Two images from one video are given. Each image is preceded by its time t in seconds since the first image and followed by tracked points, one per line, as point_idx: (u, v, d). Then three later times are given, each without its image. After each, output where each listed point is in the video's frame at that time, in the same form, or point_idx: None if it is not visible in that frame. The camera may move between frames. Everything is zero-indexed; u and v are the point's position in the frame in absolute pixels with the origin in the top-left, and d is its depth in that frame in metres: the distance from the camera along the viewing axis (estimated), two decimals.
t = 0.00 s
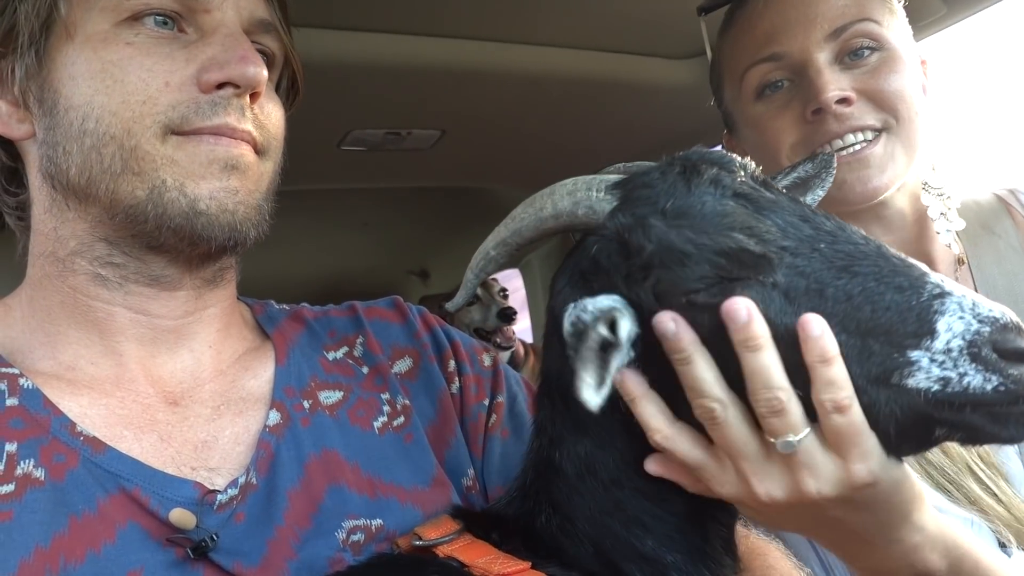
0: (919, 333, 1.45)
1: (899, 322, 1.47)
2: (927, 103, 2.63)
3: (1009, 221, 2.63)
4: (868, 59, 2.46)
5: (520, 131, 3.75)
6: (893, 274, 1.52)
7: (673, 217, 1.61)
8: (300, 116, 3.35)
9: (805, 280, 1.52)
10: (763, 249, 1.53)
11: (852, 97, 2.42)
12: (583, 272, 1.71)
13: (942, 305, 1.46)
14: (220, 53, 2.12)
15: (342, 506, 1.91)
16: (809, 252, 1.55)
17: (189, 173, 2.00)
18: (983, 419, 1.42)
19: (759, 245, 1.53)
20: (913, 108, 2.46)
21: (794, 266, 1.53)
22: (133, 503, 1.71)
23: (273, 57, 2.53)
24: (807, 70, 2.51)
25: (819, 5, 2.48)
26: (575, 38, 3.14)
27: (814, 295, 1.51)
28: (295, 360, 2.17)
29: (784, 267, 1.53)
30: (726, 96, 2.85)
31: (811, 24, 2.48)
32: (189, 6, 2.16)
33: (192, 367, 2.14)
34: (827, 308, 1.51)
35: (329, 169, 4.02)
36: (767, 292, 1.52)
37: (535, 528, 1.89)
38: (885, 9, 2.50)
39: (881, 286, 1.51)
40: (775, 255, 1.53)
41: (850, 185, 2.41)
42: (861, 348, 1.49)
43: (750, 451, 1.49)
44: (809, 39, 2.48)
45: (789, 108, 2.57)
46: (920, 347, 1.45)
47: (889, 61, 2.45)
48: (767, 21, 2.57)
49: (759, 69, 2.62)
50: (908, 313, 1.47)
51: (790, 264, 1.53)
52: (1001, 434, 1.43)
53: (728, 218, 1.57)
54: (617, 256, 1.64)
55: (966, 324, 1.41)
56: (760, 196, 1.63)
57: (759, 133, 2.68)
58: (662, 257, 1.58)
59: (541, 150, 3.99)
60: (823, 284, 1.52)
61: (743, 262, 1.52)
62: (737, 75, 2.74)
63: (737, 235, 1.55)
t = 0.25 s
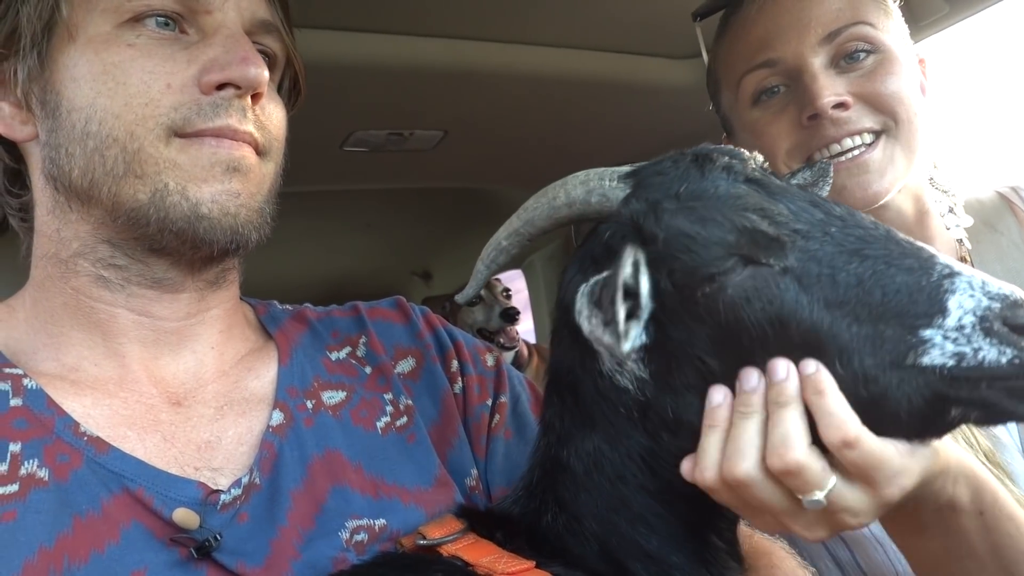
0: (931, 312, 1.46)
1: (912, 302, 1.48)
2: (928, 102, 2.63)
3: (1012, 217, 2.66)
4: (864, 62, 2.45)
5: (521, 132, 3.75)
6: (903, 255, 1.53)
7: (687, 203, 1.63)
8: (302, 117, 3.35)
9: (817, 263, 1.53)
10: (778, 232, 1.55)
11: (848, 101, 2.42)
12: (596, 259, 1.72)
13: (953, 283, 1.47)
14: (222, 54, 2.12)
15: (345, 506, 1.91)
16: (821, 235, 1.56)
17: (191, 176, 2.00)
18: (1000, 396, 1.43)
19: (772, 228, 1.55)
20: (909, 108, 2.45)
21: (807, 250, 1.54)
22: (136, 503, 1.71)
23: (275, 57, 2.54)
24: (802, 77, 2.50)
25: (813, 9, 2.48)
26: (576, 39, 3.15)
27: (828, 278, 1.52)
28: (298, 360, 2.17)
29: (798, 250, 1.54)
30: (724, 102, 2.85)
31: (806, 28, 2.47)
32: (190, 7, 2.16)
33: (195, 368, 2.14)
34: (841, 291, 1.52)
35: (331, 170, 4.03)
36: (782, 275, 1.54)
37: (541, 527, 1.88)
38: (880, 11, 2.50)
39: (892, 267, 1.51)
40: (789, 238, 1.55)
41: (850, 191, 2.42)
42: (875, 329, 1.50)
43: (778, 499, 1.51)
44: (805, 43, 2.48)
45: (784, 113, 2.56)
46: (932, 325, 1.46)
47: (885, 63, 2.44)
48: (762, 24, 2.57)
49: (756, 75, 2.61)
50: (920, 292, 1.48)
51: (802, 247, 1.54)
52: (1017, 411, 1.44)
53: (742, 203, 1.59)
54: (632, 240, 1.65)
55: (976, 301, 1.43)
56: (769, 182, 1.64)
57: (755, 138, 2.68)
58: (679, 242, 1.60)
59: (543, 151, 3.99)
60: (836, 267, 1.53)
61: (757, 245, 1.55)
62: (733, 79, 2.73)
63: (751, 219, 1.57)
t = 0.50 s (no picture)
0: (907, 279, 1.46)
1: (887, 271, 1.48)
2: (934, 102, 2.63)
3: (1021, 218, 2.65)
4: (872, 62, 2.45)
5: (524, 135, 3.76)
6: (875, 228, 1.55)
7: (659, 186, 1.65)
8: (306, 122, 3.36)
9: (794, 240, 1.56)
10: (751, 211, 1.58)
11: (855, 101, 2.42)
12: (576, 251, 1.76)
13: (929, 250, 1.47)
14: (219, 57, 2.13)
15: (349, 508, 1.91)
16: (796, 214, 1.59)
17: (191, 181, 2.01)
18: (985, 357, 1.39)
19: (745, 207, 1.58)
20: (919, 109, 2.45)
21: (780, 228, 1.57)
22: (140, 504, 1.71)
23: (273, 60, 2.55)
24: (810, 77, 2.50)
25: (821, 10, 2.48)
26: (577, 43, 3.15)
27: (803, 255, 1.55)
28: (301, 362, 2.17)
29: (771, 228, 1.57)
30: (732, 102, 2.86)
31: (813, 29, 2.48)
32: (188, 11, 2.17)
33: (198, 370, 2.15)
34: (816, 267, 1.54)
35: (334, 175, 4.04)
36: (757, 253, 1.56)
37: (546, 527, 1.88)
38: (889, 12, 2.49)
39: (866, 239, 1.53)
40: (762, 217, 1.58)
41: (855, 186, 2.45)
42: (854, 302, 1.50)
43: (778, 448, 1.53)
44: (812, 42, 2.48)
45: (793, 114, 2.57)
46: (908, 290, 1.45)
47: (893, 63, 2.44)
48: (770, 26, 2.57)
49: (763, 76, 2.62)
50: (894, 260, 1.49)
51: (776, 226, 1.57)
52: (1006, 373, 1.40)
53: (715, 184, 1.62)
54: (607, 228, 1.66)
55: (954, 266, 1.42)
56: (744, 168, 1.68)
57: (763, 138, 2.69)
58: (651, 220, 1.61)
59: (546, 154, 4.00)
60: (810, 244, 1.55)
61: (731, 222, 1.57)
62: (741, 80, 2.74)
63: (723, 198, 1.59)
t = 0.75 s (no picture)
0: (906, 264, 1.51)
1: (885, 259, 1.53)
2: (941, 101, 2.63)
3: None
4: (879, 61, 2.47)
5: (528, 138, 3.77)
6: (873, 217, 1.60)
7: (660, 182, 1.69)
8: (312, 126, 3.38)
9: (793, 230, 1.60)
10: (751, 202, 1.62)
11: (861, 100, 2.43)
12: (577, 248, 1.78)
13: (925, 235, 1.53)
14: (224, 62, 2.14)
15: (354, 507, 1.91)
16: (795, 205, 1.63)
17: (197, 185, 2.02)
18: (987, 336, 1.42)
19: (746, 199, 1.62)
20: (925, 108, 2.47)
21: (780, 219, 1.61)
22: (146, 504, 1.72)
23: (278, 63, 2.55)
24: (816, 76, 2.51)
25: (826, 9, 2.49)
26: (582, 46, 3.17)
27: (803, 245, 1.59)
28: (306, 363, 2.18)
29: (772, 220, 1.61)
30: (737, 102, 2.87)
31: (819, 28, 2.48)
32: (193, 15, 2.19)
33: (203, 371, 2.15)
34: (815, 257, 1.58)
35: (339, 179, 4.05)
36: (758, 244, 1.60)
37: (551, 527, 1.88)
38: (896, 11, 2.51)
39: (863, 227, 1.58)
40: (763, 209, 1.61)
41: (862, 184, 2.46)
42: (854, 288, 1.55)
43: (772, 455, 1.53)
44: (818, 41, 2.48)
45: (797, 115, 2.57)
46: (908, 274, 1.50)
47: (899, 63, 2.46)
48: (775, 27, 2.57)
49: (768, 76, 2.62)
50: (892, 247, 1.54)
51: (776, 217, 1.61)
52: (1008, 351, 1.41)
53: (715, 177, 1.66)
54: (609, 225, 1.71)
55: (951, 248, 1.48)
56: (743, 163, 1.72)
57: (770, 138, 2.70)
58: (652, 216, 1.66)
59: (551, 157, 4.01)
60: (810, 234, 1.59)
61: (732, 215, 1.61)
62: (746, 80, 2.74)
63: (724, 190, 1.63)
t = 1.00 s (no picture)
0: (899, 259, 1.52)
1: (879, 254, 1.54)
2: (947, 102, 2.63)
3: None
4: (886, 60, 2.45)
5: (532, 140, 3.76)
6: (866, 212, 1.61)
7: (653, 183, 1.69)
8: (315, 128, 3.38)
9: (786, 227, 1.61)
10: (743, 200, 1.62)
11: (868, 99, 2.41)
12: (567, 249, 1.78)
13: (919, 229, 1.54)
14: (251, 71, 2.16)
15: (356, 510, 1.90)
16: (787, 203, 1.64)
17: (227, 189, 2.03)
18: (982, 329, 1.43)
19: (738, 198, 1.62)
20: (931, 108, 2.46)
21: (773, 217, 1.62)
22: (148, 506, 1.71)
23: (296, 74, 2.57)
24: (822, 75, 2.50)
25: (832, 9, 2.48)
26: (586, 48, 3.17)
27: (796, 243, 1.59)
28: (309, 365, 2.17)
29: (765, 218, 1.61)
30: (742, 103, 2.86)
31: (826, 27, 2.48)
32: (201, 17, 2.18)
33: (206, 373, 2.15)
34: (809, 254, 1.59)
35: (342, 181, 4.05)
36: (750, 242, 1.60)
37: (552, 531, 1.87)
38: (903, 11, 2.51)
39: (856, 223, 1.59)
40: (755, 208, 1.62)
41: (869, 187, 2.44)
42: (847, 285, 1.56)
43: (753, 452, 1.56)
44: (824, 40, 2.48)
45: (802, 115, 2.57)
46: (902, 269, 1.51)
47: (906, 62, 2.45)
48: (780, 26, 2.58)
49: (774, 75, 2.62)
50: (886, 242, 1.55)
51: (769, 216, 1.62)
52: (1005, 344, 1.42)
53: (706, 177, 1.66)
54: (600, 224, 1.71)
55: (945, 241, 1.49)
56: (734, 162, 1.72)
57: (774, 139, 2.70)
58: (644, 217, 1.66)
59: (555, 160, 4.01)
60: (803, 232, 1.60)
61: (723, 213, 1.61)
62: (750, 80, 2.75)
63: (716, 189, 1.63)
